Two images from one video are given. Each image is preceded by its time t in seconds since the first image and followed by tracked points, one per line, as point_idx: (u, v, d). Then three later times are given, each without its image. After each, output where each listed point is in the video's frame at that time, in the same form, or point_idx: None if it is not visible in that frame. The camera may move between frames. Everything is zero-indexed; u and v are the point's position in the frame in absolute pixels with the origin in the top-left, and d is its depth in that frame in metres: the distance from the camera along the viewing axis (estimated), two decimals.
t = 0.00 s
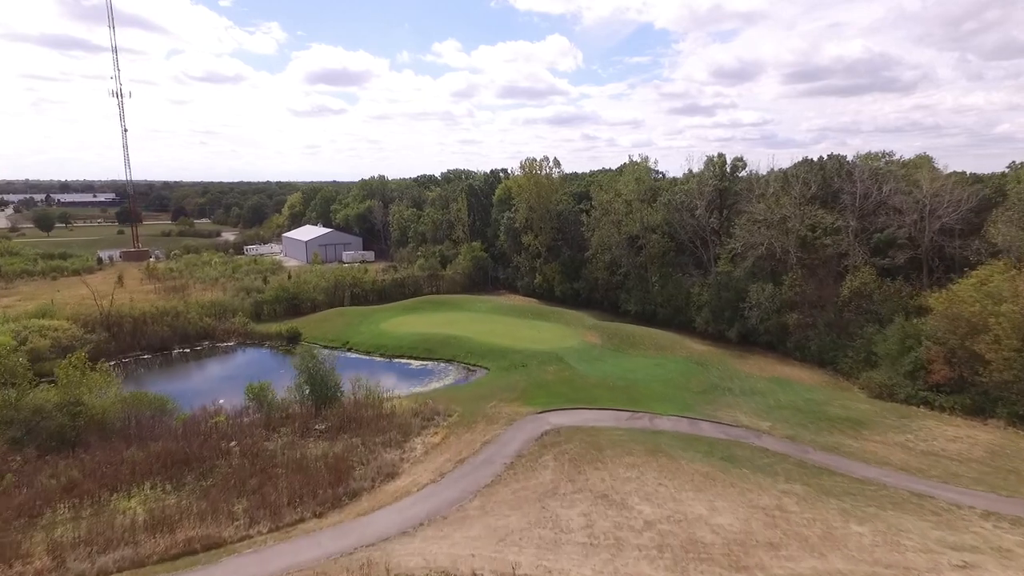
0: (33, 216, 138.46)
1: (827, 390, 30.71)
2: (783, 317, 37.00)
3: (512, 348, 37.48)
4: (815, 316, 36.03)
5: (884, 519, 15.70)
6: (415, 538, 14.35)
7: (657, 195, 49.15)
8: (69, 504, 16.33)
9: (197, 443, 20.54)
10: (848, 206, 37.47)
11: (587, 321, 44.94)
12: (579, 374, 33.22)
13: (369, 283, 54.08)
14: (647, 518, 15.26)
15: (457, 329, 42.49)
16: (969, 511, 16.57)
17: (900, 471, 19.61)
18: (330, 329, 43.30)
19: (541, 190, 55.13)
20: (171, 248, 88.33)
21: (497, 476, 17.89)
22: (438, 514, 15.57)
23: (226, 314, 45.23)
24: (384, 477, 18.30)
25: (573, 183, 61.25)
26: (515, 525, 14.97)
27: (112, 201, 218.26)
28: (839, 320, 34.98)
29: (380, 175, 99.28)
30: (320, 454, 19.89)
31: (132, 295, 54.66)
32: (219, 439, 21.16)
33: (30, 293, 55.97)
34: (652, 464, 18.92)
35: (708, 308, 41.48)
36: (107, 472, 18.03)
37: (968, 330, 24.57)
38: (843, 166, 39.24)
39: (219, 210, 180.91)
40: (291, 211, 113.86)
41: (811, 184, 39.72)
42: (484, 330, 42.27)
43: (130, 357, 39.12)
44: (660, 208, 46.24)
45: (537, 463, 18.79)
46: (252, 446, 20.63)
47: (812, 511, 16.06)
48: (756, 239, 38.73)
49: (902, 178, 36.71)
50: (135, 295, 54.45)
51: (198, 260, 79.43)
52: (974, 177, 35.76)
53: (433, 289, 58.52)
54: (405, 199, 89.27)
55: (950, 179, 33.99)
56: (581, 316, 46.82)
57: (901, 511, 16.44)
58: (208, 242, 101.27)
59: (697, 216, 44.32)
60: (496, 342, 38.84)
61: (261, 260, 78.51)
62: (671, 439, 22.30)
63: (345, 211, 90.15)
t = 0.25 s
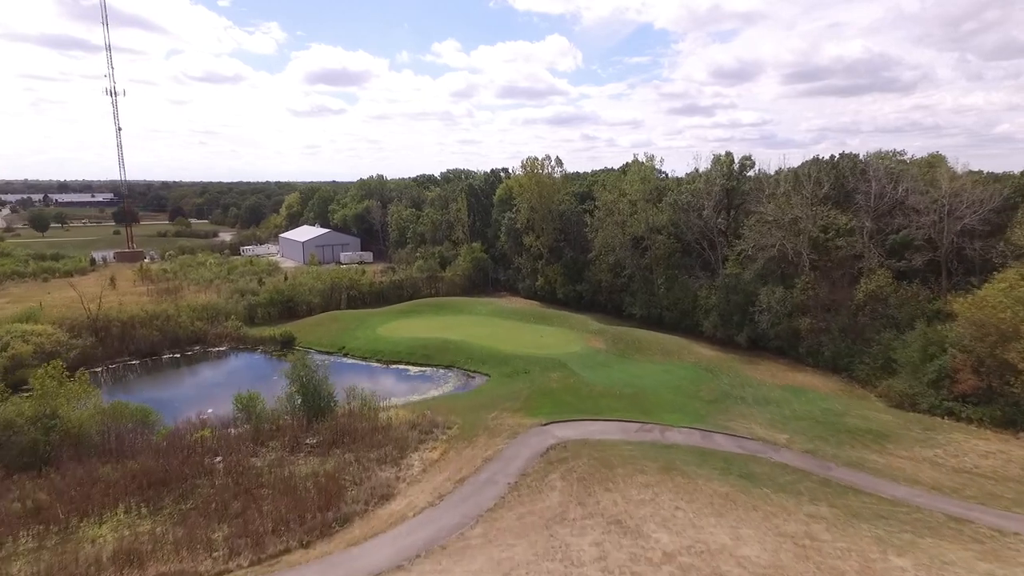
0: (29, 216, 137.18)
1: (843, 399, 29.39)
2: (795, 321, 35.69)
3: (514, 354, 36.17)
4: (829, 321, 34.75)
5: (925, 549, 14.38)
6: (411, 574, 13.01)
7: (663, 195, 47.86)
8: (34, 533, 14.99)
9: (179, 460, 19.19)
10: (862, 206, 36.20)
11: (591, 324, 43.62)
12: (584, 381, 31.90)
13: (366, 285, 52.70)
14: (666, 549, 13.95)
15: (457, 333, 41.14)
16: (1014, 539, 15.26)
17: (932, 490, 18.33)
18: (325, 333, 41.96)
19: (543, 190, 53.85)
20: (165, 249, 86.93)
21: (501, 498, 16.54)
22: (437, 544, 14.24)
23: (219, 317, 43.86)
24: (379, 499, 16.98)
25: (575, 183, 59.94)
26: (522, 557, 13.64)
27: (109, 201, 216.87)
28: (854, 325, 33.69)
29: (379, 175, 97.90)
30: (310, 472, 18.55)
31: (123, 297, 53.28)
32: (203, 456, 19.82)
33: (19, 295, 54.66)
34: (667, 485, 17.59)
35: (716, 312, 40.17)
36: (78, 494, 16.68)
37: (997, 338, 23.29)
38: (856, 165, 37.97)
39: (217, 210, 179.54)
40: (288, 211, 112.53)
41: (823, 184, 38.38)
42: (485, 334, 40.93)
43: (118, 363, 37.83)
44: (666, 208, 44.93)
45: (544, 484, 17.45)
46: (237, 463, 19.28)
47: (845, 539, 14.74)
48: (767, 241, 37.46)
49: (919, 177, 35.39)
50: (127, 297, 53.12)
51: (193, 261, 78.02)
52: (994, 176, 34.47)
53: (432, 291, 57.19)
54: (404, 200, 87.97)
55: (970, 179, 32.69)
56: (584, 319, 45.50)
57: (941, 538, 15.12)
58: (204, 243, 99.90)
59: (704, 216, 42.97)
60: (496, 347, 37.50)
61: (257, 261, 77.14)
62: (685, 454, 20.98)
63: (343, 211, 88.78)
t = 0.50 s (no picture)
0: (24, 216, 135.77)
1: (862, 409, 28.10)
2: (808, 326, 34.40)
3: (516, 360, 34.85)
4: (843, 326, 33.46)
5: None
6: None
7: (669, 194, 46.60)
8: None
9: (157, 479, 17.84)
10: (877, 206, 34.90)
11: (595, 328, 42.29)
12: (589, 389, 30.59)
13: (364, 288, 51.34)
14: None
15: (457, 337, 39.79)
16: None
17: (969, 513, 17.05)
18: (321, 337, 40.60)
19: (545, 190, 52.59)
20: (161, 250, 85.56)
21: (505, 524, 15.24)
22: None
23: (211, 320, 42.50)
24: (374, 525, 15.66)
25: (578, 183, 58.63)
26: None
27: (106, 201, 215.43)
28: (870, 330, 32.40)
29: (377, 174, 96.56)
30: (299, 493, 17.22)
31: (114, 300, 51.92)
32: (184, 474, 18.47)
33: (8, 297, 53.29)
34: (685, 508, 16.31)
35: (725, 316, 38.89)
36: (44, 519, 15.33)
37: None
38: (871, 164, 36.65)
39: (215, 210, 178.12)
40: (286, 211, 111.17)
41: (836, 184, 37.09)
42: (486, 339, 39.61)
43: (105, 369, 36.48)
44: (672, 209, 43.64)
45: (551, 508, 16.15)
46: (222, 482, 17.96)
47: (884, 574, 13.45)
48: (778, 242, 36.20)
49: (937, 177, 34.09)
50: (117, 300, 51.75)
51: (188, 261, 76.65)
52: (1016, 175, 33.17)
53: (432, 293, 55.87)
54: (403, 199, 86.60)
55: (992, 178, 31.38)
56: (588, 322, 44.19)
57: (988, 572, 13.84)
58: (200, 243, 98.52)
59: (712, 217, 41.68)
60: (498, 353, 36.17)
61: (253, 261, 75.80)
62: (701, 471, 19.69)
63: (341, 211, 87.43)
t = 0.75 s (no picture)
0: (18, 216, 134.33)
1: (882, 418, 26.74)
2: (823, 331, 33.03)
3: (519, 365, 33.52)
4: (860, 331, 32.08)
5: None
6: None
7: (675, 194, 45.26)
8: None
9: (131, 502, 16.42)
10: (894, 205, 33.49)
11: (599, 332, 40.93)
12: (596, 397, 29.24)
13: (361, 290, 49.95)
14: None
15: (456, 342, 38.37)
16: None
17: (1014, 539, 15.76)
18: (316, 342, 39.19)
19: (547, 189, 51.24)
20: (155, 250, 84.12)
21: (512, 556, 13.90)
22: None
23: (202, 324, 41.09)
24: (367, 556, 14.30)
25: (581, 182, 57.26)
26: None
27: (103, 201, 213.99)
28: (888, 335, 31.03)
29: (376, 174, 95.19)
30: (286, 518, 15.83)
31: (104, 303, 50.50)
32: (161, 496, 17.06)
33: None
34: (706, 537, 15.01)
35: (734, 319, 37.52)
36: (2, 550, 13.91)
37: None
38: (886, 161, 35.25)
39: (212, 210, 176.70)
40: (284, 212, 109.81)
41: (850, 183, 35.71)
42: (487, 343, 38.21)
43: (90, 376, 35.10)
44: (679, 208, 42.25)
45: (562, 536, 14.82)
46: (202, 503, 16.63)
47: None
48: (790, 243, 34.84)
49: (957, 175, 32.70)
50: (107, 303, 50.34)
51: (183, 262, 75.20)
52: None
53: (431, 295, 54.50)
54: (402, 199, 85.21)
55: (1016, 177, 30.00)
56: (592, 326, 42.81)
57: None
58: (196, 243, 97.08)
59: (721, 217, 40.28)
60: (499, 358, 34.78)
61: (249, 262, 74.40)
62: (719, 491, 18.34)
63: (339, 211, 86.03)
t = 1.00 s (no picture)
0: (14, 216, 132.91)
1: (906, 429, 25.37)
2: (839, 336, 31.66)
3: (521, 372, 32.12)
4: (878, 336, 30.72)
5: None
6: None
7: (682, 193, 43.87)
8: None
9: (100, 530, 15.03)
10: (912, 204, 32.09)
11: (603, 336, 39.54)
12: (602, 406, 27.84)
13: (358, 293, 48.56)
14: None
15: (455, 347, 36.99)
16: None
17: None
18: (310, 347, 37.80)
19: (549, 188, 49.85)
20: (150, 251, 82.72)
21: None
22: None
23: (193, 328, 39.68)
24: None
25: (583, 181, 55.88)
26: None
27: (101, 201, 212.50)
28: (909, 341, 29.66)
29: (375, 174, 93.79)
30: (269, 547, 14.45)
31: (94, 307, 49.15)
32: (134, 523, 15.69)
33: None
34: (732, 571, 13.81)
35: (745, 323, 36.14)
36: None
37: None
38: (904, 159, 33.85)
39: (210, 210, 175.28)
40: (281, 212, 108.40)
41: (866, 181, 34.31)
42: (488, 348, 36.81)
43: (75, 383, 33.73)
44: (686, 208, 40.85)
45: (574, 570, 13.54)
46: (180, 528, 15.32)
47: None
48: (803, 245, 33.48)
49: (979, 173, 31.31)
50: (97, 306, 48.97)
51: (178, 263, 73.80)
52: None
53: (430, 297, 53.11)
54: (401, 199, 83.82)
55: None
56: (596, 330, 41.44)
57: None
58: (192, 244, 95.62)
59: (730, 217, 38.88)
60: (501, 364, 33.38)
61: (244, 264, 73.01)
62: (741, 513, 17.00)
63: (336, 211, 84.60)
